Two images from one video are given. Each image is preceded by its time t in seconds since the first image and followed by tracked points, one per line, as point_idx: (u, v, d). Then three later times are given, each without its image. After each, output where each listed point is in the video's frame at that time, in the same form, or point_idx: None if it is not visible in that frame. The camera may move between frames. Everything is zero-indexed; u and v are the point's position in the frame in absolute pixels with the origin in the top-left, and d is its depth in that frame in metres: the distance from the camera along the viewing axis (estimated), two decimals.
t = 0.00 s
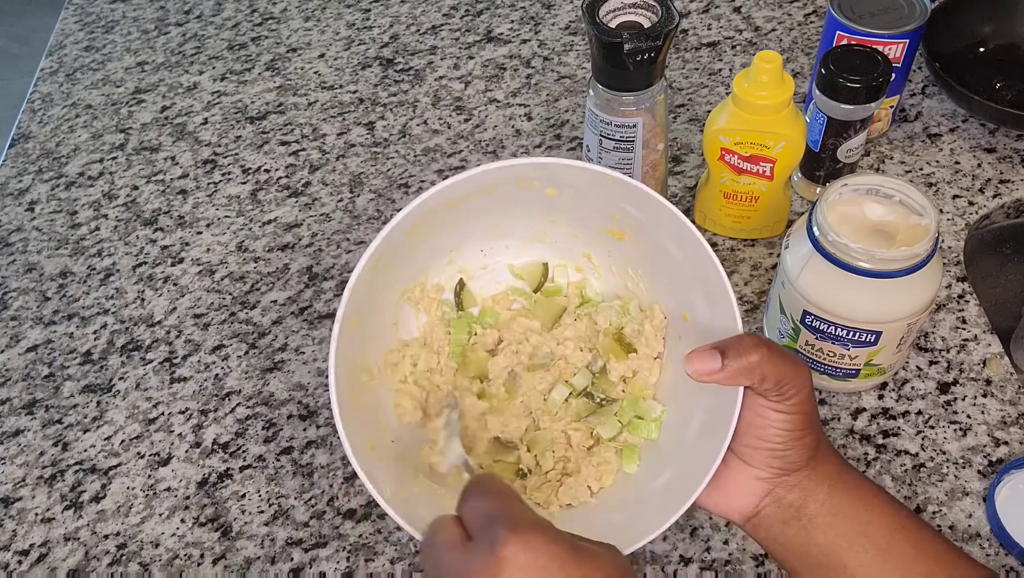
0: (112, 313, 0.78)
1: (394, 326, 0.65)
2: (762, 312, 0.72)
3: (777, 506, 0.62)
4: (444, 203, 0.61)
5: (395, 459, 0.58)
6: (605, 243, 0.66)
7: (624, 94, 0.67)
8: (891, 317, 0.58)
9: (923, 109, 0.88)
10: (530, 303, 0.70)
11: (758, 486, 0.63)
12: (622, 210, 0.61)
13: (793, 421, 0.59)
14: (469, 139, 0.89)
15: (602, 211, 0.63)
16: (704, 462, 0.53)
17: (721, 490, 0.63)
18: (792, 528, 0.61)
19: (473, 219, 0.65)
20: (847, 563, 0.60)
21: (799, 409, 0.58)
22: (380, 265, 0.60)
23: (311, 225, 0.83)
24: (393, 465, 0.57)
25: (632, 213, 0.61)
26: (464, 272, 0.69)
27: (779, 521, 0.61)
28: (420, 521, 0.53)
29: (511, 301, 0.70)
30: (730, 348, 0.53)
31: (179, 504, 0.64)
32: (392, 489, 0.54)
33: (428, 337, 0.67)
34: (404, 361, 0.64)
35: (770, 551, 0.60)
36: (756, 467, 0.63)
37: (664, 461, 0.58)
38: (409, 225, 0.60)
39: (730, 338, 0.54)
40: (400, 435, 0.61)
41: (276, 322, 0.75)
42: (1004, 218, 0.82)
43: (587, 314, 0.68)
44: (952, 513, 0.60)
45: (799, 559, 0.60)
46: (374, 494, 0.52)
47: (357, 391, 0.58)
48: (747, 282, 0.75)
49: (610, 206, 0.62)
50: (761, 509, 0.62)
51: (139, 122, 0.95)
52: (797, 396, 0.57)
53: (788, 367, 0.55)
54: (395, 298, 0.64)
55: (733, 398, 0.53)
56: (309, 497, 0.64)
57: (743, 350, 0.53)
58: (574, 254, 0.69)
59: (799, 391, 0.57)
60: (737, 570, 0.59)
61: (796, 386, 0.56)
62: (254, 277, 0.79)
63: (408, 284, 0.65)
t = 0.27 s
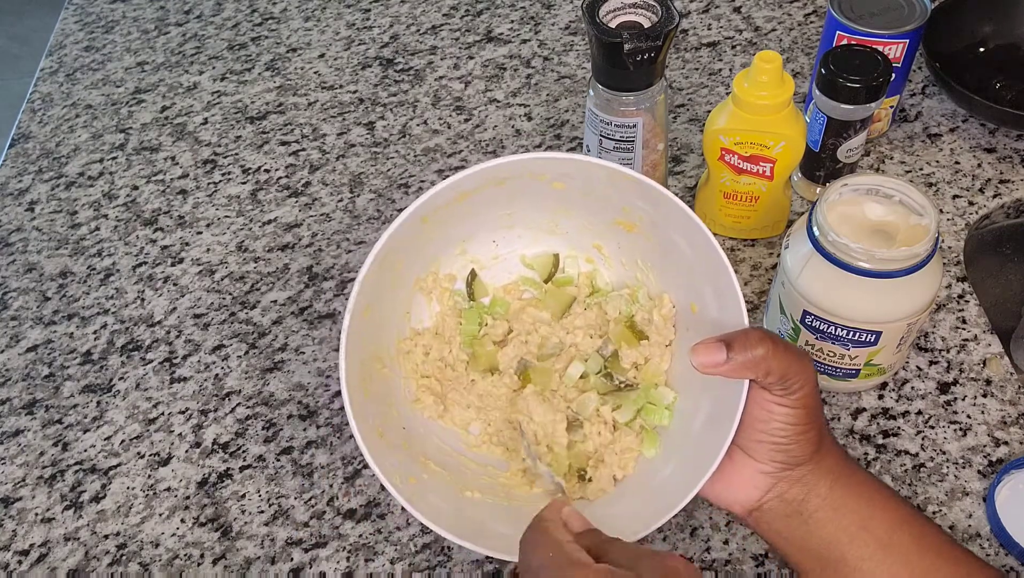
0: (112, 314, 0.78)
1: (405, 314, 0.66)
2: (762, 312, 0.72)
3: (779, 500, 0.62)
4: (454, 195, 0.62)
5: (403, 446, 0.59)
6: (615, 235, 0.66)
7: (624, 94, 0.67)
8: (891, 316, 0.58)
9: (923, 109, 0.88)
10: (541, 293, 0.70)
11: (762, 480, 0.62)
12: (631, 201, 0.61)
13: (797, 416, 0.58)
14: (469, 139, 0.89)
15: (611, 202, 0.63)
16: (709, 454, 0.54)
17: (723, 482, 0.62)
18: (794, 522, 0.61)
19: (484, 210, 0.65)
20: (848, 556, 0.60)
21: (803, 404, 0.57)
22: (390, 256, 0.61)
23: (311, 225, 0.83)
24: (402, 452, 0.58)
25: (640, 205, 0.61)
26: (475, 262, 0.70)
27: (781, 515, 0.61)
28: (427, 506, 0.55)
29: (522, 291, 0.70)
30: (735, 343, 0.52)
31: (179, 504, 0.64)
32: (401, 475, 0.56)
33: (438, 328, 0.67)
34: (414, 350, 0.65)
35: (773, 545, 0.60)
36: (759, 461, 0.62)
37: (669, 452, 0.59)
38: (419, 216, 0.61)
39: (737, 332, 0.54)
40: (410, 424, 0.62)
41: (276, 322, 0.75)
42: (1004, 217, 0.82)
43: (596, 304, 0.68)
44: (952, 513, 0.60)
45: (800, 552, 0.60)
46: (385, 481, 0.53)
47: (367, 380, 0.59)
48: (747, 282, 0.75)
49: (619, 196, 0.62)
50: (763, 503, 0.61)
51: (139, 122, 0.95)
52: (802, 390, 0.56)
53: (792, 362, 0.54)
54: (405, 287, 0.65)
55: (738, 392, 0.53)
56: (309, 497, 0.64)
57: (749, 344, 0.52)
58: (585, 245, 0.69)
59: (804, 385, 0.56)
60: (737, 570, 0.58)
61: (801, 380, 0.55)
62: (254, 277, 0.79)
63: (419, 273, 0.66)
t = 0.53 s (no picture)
0: (112, 314, 0.78)
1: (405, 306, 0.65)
2: (763, 312, 0.72)
3: (786, 499, 0.61)
4: (457, 186, 0.61)
5: (402, 441, 0.59)
6: (620, 226, 0.66)
7: (624, 94, 0.67)
8: (891, 316, 0.58)
9: (923, 109, 0.88)
10: (542, 285, 0.70)
11: (769, 478, 0.62)
12: (638, 194, 0.61)
13: (806, 414, 0.58)
14: (469, 139, 0.89)
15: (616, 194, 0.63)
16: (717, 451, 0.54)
17: (730, 479, 0.63)
18: (801, 520, 0.61)
19: (486, 202, 0.65)
20: (856, 556, 0.59)
21: (812, 402, 0.57)
22: (393, 247, 0.61)
23: (311, 225, 0.83)
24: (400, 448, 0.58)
25: (647, 198, 0.61)
26: (476, 254, 0.69)
27: (789, 513, 0.61)
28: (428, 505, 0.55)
29: (523, 283, 0.70)
30: (746, 339, 0.52)
31: (179, 504, 0.64)
32: (402, 472, 0.56)
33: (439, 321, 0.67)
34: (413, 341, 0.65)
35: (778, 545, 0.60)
36: (767, 459, 0.62)
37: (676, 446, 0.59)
38: (423, 206, 0.60)
39: (745, 330, 0.53)
40: (408, 416, 0.62)
41: (276, 322, 0.75)
42: (1004, 218, 0.82)
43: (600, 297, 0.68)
44: (952, 513, 0.60)
45: (806, 551, 0.59)
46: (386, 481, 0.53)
47: (367, 373, 0.59)
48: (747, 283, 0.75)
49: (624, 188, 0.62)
50: (770, 501, 0.61)
51: (139, 122, 0.95)
52: (810, 389, 0.56)
53: (802, 360, 0.54)
54: (406, 279, 0.65)
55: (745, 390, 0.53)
56: (309, 497, 0.64)
57: (759, 341, 0.52)
58: (588, 236, 0.69)
59: (812, 384, 0.56)
60: (737, 569, 0.59)
61: (810, 379, 0.55)
62: (254, 277, 0.79)
63: (419, 265, 0.65)
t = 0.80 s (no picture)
0: (112, 314, 0.78)
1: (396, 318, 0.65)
2: (763, 312, 0.72)
3: (781, 507, 0.62)
4: (446, 201, 0.61)
5: (397, 460, 0.58)
6: (609, 237, 0.66)
7: (624, 94, 0.67)
8: (891, 316, 0.58)
9: (923, 109, 0.88)
10: (532, 296, 0.70)
11: (763, 486, 0.62)
12: (628, 207, 0.61)
13: (798, 422, 0.58)
14: (470, 139, 0.89)
15: (606, 206, 0.63)
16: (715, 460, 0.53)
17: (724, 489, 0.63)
18: (797, 527, 0.61)
19: (475, 215, 0.65)
20: (850, 562, 0.59)
21: (805, 410, 0.57)
22: (383, 266, 0.60)
23: (311, 225, 0.83)
24: (393, 467, 0.57)
25: (637, 211, 0.61)
26: (466, 265, 0.69)
27: (785, 521, 0.61)
28: (425, 524, 0.54)
29: (513, 294, 0.71)
30: (737, 350, 0.52)
31: (179, 504, 0.64)
32: (397, 494, 0.55)
33: (431, 334, 0.68)
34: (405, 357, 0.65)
35: (775, 554, 0.60)
36: (760, 468, 0.62)
37: (674, 456, 0.58)
38: (411, 224, 0.60)
39: (737, 340, 0.54)
40: (402, 434, 0.61)
41: (276, 322, 0.75)
42: (1004, 217, 0.82)
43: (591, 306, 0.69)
44: (952, 513, 0.60)
45: (801, 557, 0.60)
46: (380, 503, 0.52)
47: (360, 395, 0.58)
48: (747, 283, 0.75)
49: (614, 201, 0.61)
50: (764, 509, 0.62)
51: (139, 122, 0.95)
52: (803, 397, 0.56)
53: (794, 368, 0.55)
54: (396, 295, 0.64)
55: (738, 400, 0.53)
56: (309, 497, 0.64)
57: (750, 351, 0.52)
58: (577, 245, 0.69)
59: (805, 392, 0.56)
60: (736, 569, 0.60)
61: (803, 387, 0.56)
62: (254, 277, 0.79)
63: (409, 280, 0.65)
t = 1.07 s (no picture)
0: (112, 313, 0.78)
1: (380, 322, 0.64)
2: (762, 312, 0.72)
3: (786, 505, 0.62)
4: (432, 199, 0.61)
5: (385, 469, 0.58)
6: (596, 235, 0.66)
7: (624, 94, 0.67)
8: (891, 316, 0.58)
9: (923, 109, 0.88)
10: (516, 297, 0.71)
11: (767, 485, 0.62)
12: (615, 201, 0.61)
13: (800, 419, 0.58)
14: (470, 139, 0.89)
15: (594, 202, 0.63)
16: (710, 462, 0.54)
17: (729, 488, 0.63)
18: (803, 525, 0.61)
19: (460, 214, 0.65)
20: (856, 560, 0.59)
21: (805, 406, 0.57)
22: (369, 266, 0.60)
23: (311, 225, 0.83)
24: (382, 477, 0.57)
25: (625, 204, 0.61)
26: (449, 267, 0.69)
27: (790, 519, 0.62)
28: (417, 536, 0.54)
29: (496, 295, 0.71)
30: (738, 348, 0.52)
31: (179, 504, 0.64)
32: (388, 505, 0.55)
33: (415, 338, 0.67)
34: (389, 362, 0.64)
35: (776, 552, 0.63)
36: (764, 466, 0.62)
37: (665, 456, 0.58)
38: (399, 222, 0.60)
39: (739, 336, 0.53)
40: (388, 441, 0.61)
41: (276, 322, 0.75)
42: (1004, 218, 0.82)
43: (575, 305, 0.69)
44: (952, 513, 0.60)
45: (807, 555, 0.61)
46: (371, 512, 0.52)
47: (347, 403, 0.58)
48: (747, 283, 0.75)
49: (603, 197, 0.62)
50: (770, 508, 0.62)
51: (139, 122, 0.95)
52: (803, 393, 0.56)
53: (795, 365, 0.54)
54: (379, 298, 0.64)
55: (739, 397, 0.53)
56: (309, 497, 0.64)
57: (750, 349, 0.52)
58: (562, 243, 0.69)
59: (805, 388, 0.56)
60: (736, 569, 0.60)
61: (803, 383, 0.56)
62: (254, 277, 0.79)
63: (392, 282, 0.64)
